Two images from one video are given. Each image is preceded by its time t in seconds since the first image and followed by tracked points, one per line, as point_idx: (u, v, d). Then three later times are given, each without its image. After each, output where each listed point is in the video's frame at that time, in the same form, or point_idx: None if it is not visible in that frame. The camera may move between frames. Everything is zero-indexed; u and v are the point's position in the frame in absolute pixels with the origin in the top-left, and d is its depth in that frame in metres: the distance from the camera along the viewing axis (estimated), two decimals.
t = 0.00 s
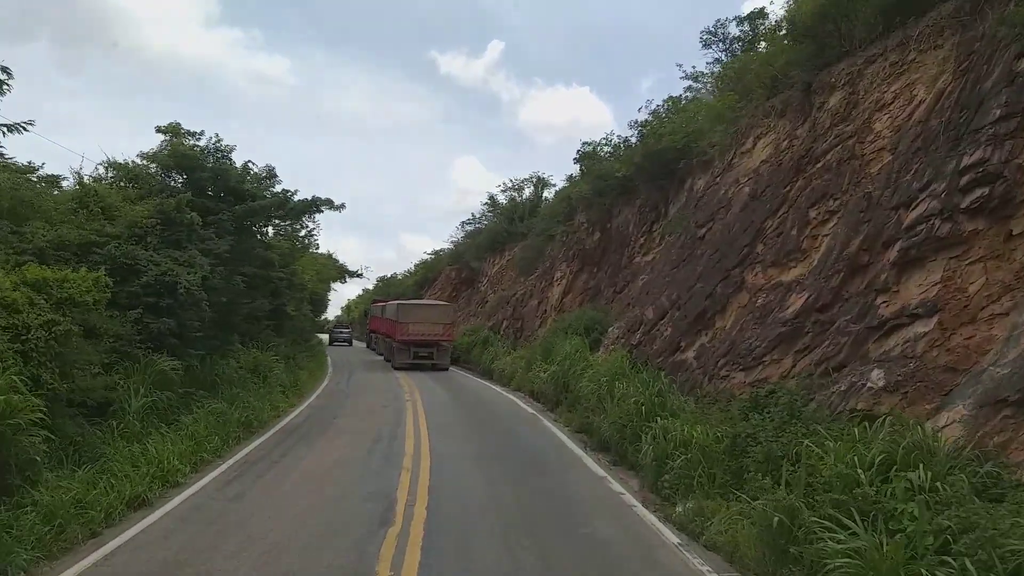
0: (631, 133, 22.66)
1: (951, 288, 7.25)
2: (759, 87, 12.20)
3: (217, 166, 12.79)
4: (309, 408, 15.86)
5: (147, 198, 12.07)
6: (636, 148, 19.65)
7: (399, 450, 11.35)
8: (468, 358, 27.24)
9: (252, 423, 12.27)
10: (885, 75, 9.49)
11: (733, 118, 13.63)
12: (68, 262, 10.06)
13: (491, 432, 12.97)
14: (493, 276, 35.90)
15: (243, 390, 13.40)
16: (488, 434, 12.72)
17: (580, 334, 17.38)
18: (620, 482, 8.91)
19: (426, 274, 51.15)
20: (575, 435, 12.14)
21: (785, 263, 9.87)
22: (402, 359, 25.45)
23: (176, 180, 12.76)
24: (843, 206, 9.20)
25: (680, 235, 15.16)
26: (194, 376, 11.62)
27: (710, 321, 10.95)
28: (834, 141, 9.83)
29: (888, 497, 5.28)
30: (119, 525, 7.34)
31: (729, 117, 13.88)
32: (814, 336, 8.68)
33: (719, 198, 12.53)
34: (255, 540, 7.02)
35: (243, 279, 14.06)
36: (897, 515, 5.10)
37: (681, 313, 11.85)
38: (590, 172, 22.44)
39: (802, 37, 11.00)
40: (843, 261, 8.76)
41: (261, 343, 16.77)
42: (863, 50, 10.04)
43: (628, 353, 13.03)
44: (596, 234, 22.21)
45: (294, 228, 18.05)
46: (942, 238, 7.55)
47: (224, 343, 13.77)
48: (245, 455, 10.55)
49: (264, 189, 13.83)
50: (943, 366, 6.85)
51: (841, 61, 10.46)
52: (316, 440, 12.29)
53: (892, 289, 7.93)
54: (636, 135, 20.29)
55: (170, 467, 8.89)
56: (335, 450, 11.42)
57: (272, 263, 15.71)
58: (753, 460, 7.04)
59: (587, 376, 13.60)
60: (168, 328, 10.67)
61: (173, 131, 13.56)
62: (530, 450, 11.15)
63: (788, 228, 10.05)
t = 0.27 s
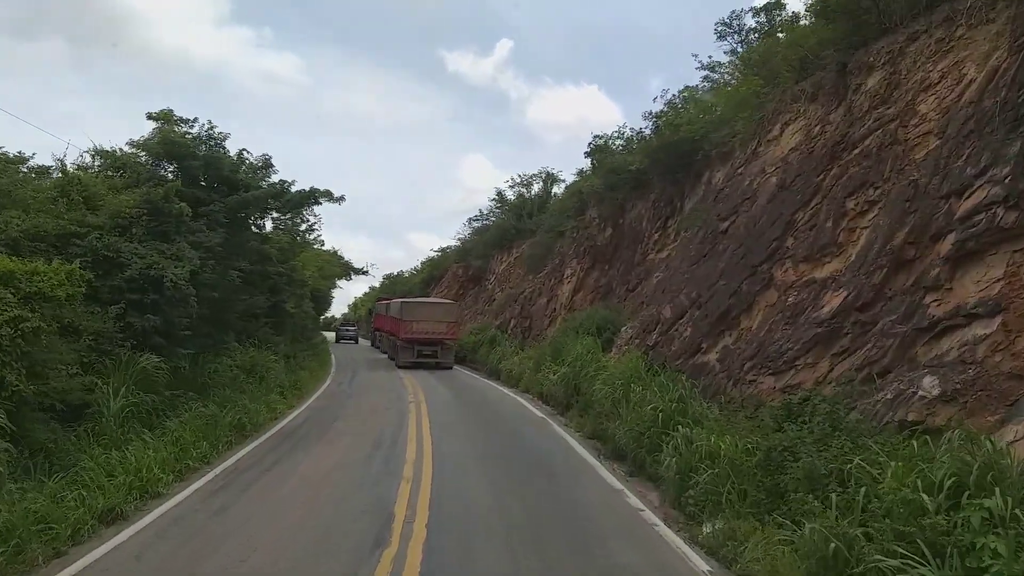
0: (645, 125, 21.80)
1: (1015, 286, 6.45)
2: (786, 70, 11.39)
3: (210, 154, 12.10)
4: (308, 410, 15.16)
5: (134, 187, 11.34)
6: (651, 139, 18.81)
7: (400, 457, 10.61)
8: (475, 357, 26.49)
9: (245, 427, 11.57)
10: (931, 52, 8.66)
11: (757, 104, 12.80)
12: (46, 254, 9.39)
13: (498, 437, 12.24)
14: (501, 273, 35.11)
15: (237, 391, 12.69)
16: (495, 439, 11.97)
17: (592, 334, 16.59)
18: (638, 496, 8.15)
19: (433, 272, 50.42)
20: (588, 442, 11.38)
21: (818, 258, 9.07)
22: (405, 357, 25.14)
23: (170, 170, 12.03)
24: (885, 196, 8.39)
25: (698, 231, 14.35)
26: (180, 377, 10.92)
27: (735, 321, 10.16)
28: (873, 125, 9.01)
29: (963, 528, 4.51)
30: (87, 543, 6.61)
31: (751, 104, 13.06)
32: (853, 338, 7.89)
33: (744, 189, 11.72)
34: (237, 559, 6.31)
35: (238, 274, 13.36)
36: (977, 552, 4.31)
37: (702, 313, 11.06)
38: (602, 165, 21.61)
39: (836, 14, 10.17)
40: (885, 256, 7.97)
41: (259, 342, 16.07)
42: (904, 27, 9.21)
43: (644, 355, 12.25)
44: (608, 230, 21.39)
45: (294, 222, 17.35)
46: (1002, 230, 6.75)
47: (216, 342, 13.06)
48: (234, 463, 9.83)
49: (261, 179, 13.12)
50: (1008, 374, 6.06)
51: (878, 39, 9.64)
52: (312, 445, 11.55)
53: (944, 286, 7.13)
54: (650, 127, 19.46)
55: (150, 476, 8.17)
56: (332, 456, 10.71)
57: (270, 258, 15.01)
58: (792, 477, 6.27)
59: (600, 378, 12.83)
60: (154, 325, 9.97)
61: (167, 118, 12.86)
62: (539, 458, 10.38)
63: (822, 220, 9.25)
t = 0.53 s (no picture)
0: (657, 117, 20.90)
1: None
2: (814, 50, 10.51)
3: (194, 146, 11.33)
4: (305, 416, 14.39)
5: (114, 180, 10.55)
6: (664, 131, 17.93)
7: (397, 468, 9.82)
8: (481, 360, 25.68)
9: (233, 438, 10.78)
10: (982, 23, 7.79)
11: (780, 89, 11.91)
12: (12, 250, 8.64)
13: (504, 445, 11.45)
14: (508, 273, 34.27)
15: (226, 399, 11.91)
16: (500, 448, 11.20)
17: (604, 336, 15.73)
18: (659, 516, 7.31)
19: (439, 272, 49.62)
20: (601, 453, 10.56)
21: (857, 252, 8.23)
22: (408, 358, 24.95)
23: (155, 162, 11.24)
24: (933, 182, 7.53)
25: (717, 226, 13.47)
26: (161, 385, 10.14)
27: (762, 322, 9.30)
28: (917, 106, 8.14)
29: None
30: (44, 572, 5.77)
31: (774, 89, 12.16)
32: (901, 341, 7.05)
33: (769, 180, 10.86)
34: None
35: (229, 273, 12.60)
36: None
37: (725, 314, 10.21)
38: (612, 160, 20.73)
39: None
40: (935, 250, 7.09)
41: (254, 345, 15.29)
42: None
43: (660, 359, 11.41)
44: (618, 226, 20.51)
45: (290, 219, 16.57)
46: None
47: (203, 347, 12.29)
48: (217, 477, 9.03)
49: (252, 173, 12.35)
50: None
51: (920, 13, 8.74)
52: (304, 455, 10.77)
53: (1007, 283, 6.28)
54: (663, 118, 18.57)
55: (120, 493, 7.38)
56: (324, 468, 9.92)
57: (263, 257, 14.23)
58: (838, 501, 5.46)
59: (613, 384, 12.00)
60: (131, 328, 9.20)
61: (152, 108, 12.06)
62: (547, 470, 9.58)
63: (859, 212, 8.39)
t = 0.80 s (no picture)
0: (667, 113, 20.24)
1: None
2: (840, 33, 9.84)
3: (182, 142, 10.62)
4: (303, 424, 13.79)
5: (97, 177, 9.87)
6: (675, 126, 17.27)
7: (397, 483, 9.22)
8: (486, 363, 25.06)
9: (225, 449, 10.18)
10: None
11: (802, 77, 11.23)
12: None
13: (510, 456, 10.83)
14: (513, 275, 33.66)
15: (219, 408, 11.31)
16: (506, 459, 10.57)
17: (614, 339, 15.08)
18: (682, 537, 6.66)
19: (443, 275, 49.04)
20: (614, 464, 9.90)
21: (893, 248, 7.58)
22: (411, 360, 24.56)
23: (144, 160, 10.63)
24: (981, 170, 6.87)
25: (733, 223, 12.82)
26: (146, 394, 9.56)
27: (788, 324, 8.65)
28: (958, 88, 7.48)
29: None
30: None
31: (794, 77, 11.51)
32: (948, 344, 6.40)
33: (791, 172, 10.20)
34: None
35: (221, 275, 12.01)
36: None
37: (746, 315, 9.56)
38: (620, 157, 20.08)
39: None
40: (986, 244, 6.43)
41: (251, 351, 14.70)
42: None
43: (676, 363, 10.77)
44: (626, 225, 19.83)
45: (288, 219, 15.94)
46: None
47: (195, 352, 11.71)
48: (204, 493, 8.43)
49: (246, 169, 11.70)
50: None
51: None
52: (299, 468, 10.16)
53: None
54: (674, 113, 17.91)
55: (92, 513, 6.78)
56: (319, 482, 9.33)
57: (259, 258, 13.63)
58: (892, 527, 4.80)
59: (625, 389, 11.36)
60: (112, 334, 8.60)
61: (140, 103, 11.44)
62: (557, 484, 8.95)
63: (895, 204, 7.73)
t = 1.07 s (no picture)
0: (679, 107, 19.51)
1: None
2: (873, 13, 9.11)
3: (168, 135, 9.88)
4: (299, 432, 13.13)
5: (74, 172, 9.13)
6: (688, 120, 16.54)
7: (395, 501, 8.50)
8: (492, 367, 24.37)
9: (212, 462, 9.51)
10: None
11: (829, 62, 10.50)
12: None
13: (517, 469, 10.08)
14: (519, 277, 32.96)
15: (208, 417, 10.66)
16: (513, 472, 9.82)
17: (626, 342, 14.36)
18: (711, 567, 5.91)
19: (449, 277, 48.39)
20: (628, 478, 9.18)
21: (942, 243, 6.83)
22: (413, 363, 24.03)
23: (129, 154, 9.94)
24: None
25: (753, 220, 12.08)
26: (126, 404, 8.91)
27: (821, 327, 7.92)
28: (1014, 65, 6.75)
29: None
30: None
31: (820, 63, 10.78)
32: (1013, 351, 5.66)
33: (819, 163, 9.47)
34: None
35: (211, 276, 11.37)
36: None
37: (772, 317, 8.82)
38: (631, 153, 19.36)
39: None
40: None
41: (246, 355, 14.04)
42: None
43: (694, 369, 10.03)
44: (637, 224, 19.10)
45: (285, 218, 15.28)
46: None
47: (183, 358, 11.06)
48: (185, 513, 7.76)
49: (237, 163, 11.02)
50: None
51: None
52: (291, 482, 9.46)
53: None
54: (687, 106, 17.18)
55: (54, 539, 6.12)
56: (312, 499, 8.63)
57: (253, 258, 12.97)
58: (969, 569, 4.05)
59: (640, 396, 10.63)
60: (86, 340, 7.96)
61: (124, 94, 10.64)
62: (569, 502, 8.20)
63: (943, 195, 6.98)
